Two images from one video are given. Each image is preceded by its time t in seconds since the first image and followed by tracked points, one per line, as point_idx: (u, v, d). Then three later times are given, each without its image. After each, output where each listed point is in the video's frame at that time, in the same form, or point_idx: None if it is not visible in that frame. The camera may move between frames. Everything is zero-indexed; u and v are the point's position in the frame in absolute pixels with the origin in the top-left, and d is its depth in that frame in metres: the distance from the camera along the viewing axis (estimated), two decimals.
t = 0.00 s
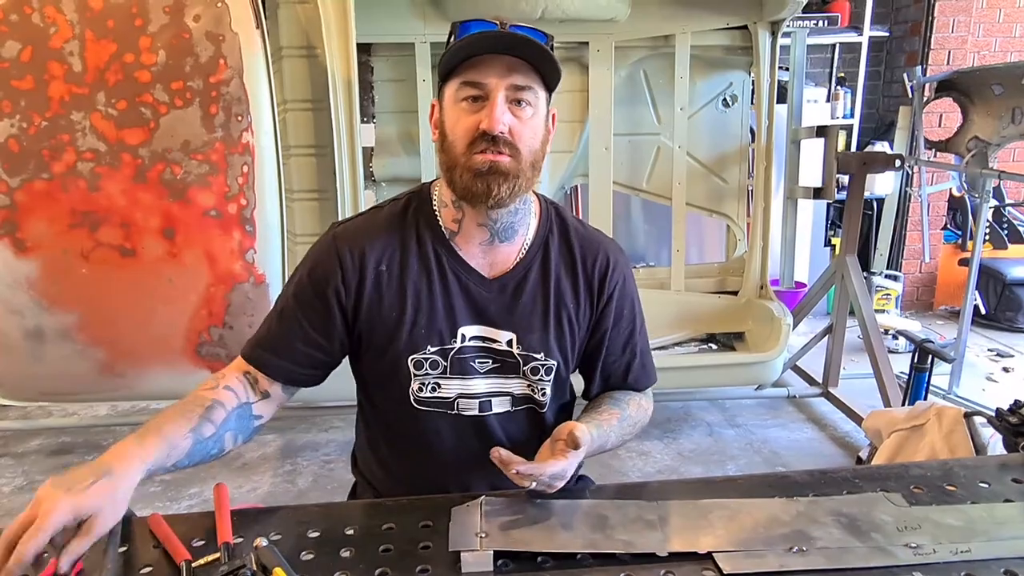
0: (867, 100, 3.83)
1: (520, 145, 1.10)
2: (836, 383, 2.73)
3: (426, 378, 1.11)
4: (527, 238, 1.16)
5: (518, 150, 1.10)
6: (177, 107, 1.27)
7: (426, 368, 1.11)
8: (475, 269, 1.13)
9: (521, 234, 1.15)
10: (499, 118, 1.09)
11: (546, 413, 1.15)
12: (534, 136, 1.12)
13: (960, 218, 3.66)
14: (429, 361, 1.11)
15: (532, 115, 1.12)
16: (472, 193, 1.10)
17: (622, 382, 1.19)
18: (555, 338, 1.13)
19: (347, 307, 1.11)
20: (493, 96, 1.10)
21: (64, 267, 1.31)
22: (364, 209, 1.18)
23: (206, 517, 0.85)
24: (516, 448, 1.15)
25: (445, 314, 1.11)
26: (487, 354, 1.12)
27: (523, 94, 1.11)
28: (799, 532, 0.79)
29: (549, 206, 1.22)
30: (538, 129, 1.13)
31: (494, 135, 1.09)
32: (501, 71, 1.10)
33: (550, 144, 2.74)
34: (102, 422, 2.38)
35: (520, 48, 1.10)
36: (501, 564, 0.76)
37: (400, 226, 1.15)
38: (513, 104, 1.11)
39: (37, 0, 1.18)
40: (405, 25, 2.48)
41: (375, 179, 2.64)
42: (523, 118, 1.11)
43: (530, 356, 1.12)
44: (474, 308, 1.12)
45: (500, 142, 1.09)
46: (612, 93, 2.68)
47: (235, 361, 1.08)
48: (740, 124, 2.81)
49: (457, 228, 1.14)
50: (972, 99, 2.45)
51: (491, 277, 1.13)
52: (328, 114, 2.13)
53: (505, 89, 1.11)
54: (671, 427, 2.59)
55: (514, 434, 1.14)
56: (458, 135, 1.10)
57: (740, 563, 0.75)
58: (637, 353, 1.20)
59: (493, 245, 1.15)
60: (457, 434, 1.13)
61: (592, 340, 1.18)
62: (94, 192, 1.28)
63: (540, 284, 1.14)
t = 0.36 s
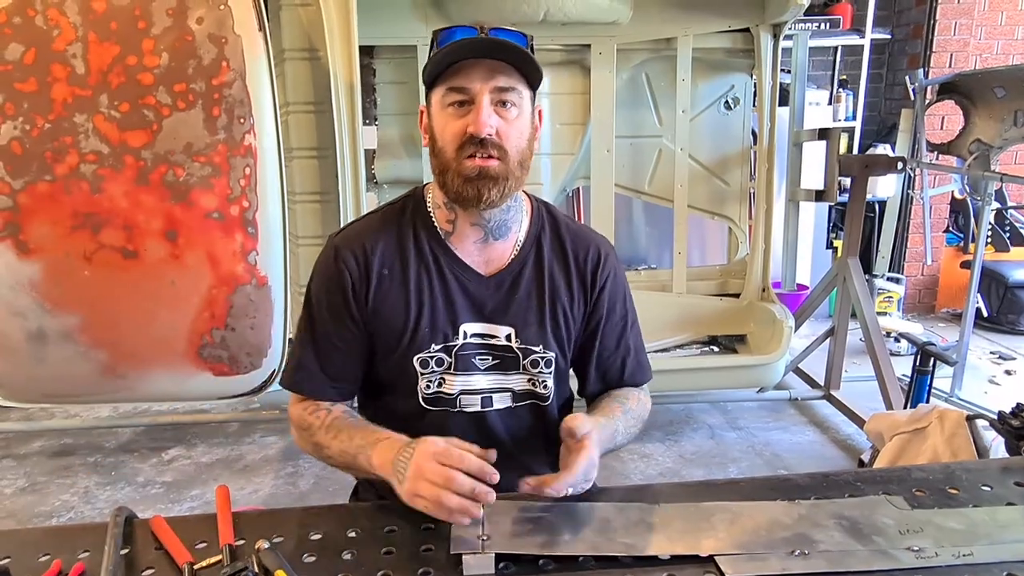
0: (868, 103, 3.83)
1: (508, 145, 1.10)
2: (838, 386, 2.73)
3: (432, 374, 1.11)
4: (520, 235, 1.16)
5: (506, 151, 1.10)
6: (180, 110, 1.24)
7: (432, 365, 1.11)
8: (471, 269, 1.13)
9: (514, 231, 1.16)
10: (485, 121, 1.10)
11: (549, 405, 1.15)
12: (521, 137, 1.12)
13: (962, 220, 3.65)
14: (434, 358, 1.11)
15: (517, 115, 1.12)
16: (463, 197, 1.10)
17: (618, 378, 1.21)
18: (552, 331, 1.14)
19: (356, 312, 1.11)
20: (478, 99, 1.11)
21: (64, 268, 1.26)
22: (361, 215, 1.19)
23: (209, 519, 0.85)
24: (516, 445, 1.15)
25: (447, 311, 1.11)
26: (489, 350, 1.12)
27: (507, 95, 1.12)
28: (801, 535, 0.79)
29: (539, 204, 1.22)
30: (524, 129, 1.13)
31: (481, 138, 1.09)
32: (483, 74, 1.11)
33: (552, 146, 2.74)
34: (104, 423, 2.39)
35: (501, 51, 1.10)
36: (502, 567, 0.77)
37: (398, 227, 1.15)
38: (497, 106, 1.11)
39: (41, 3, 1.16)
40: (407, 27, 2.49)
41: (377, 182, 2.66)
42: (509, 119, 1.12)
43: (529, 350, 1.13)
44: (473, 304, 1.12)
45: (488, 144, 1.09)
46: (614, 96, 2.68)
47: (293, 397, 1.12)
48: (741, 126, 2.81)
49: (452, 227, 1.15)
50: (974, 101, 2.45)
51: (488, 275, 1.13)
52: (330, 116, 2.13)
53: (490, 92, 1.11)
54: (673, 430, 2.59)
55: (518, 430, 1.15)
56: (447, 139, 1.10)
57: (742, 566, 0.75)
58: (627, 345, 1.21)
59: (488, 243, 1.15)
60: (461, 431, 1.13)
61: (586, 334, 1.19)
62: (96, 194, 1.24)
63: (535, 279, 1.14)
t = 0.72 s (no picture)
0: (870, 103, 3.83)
1: (507, 139, 1.11)
2: (840, 386, 2.72)
3: (434, 369, 1.11)
4: (520, 229, 1.16)
5: (506, 145, 1.11)
6: (181, 108, 1.23)
7: (434, 360, 1.11)
8: (472, 261, 1.13)
9: (514, 225, 1.16)
10: (484, 117, 1.10)
11: (551, 399, 1.15)
12: (520, 130, 1.13)
13: (963, 220, 3.65)
14: (436, 352, 1.11)
15: (516, 110, 1.13)
16: (465, 192, 1.11)
17: (625, 370, 1.19)
18: (555, 324, 1.14)
19: (358, 306, 1.11)
20: (476, 95, 1.11)
21: (66, 267, 1.26)
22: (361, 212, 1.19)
23: (210, 516, 0.85)
24: (522, 441, 1.15)
25: (449, 304, 1.11)
26: (491, 343, 1.12)
27: (505, 90, 1.12)
28: (803, 534, 0.79)
29: (538, 200, 1.22)
30: (522, 123, 1.14)
31: (481, 133, 1.10)
32: (480, 70, 1.11)
33: (553, 145, 2.74)
34: (105, 422, 2.39)
35: (497, 46, 1.11)
36: (504, 565, 0.76)
37: (399, 222, 1.15)
38: (496, 101, 1.12)
39: (43, 1, 1.16)
40: (408, 27, 2.49)
41: (378, 181, 2.66)
42: (507, 113, 1.12)
43: (532, 343, 1.13)
44: (475, 298, 1.12)
45: (488, 138, 1.10)
46: (615, 95, 2.69)
47: (277, 387, 1.10)
48: (743, 125, 2.81)
49: (454, 222, 1.15)
50: (976, 101, 2.44)
51: (489, 269, 1.13)
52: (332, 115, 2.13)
53: (486, 88, 1.11)
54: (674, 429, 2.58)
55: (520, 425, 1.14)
56: (447, 135, 1.11)
57: (744, 565, 0.75)
58: (632, 340, 1.20)
59: (489, 239, 1.15)
60: (465, 427, 1.12)
61: (587, 328, 1.19)
62: (97, 192, 1.24)
63: (536, 273, 1.15)
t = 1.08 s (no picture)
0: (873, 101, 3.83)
1: (502, 143, 1.11)
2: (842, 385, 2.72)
3: (433, 372, 1.11)
4: (515, 230, 1.16)
5: (500, 149, 1.10)
6: (183, 107, 1.23)
7: (433, 364, 1.11)
8: (468, 264, 1.13)
9: (508, 225, 1.16)
10: (479, 120, 1.10)
11: (552, 399, 1.15)
12: (515, 133, 1.12)
13: (966, 219, 3.65)
14: (435, 356, 1.11)
15: (511, 113, 1.12)
16: (459, 196, 1.11)
17: (624, 369, 1.19)
18: (552, 324, 1.14)
19: (356, 312, 1.10)
20: (470, 98, 1.11)
21: (68, 266, 1.26)
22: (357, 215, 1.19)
23: (212, 514, 0.85)
24: (521, 442, 1.15)
25: (446, 308, 1.11)
26: (489, 346, 1.12)
27: (500, 92, 1.12)
28: (805, 533, 0.78)
29: (535, 199, 1.22)
30: (518, 126, 1.13)
31: (475, 137, 1.09)
32: (475, 73, 1.11)
33: (555, 145, 2.74)
34: (107, 421, 2.39)
35: (492, 48, 1.10)
36: (505, 564, 0.76)
37: (394, 225, 1.14)
38: (491, 104, 1.11)
39: None
40: (410, 25, 2.49)
41: (380, 180, 2.66)
42: (502, 116, 1.12)
43: (530, 344, 1.13)
44: (472, 301, 1.12)
45: (482, 142, 1.10)
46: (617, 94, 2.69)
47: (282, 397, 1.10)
48: (745, 124, 2.81)
49: (449, 224, 1.14)
50: (979, 99, 2.44)
51: (485, 271, 1.13)
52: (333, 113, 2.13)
53: (481, 91, 1.11)
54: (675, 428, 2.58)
55: (521, 426, 1.15)
56: (441, 139, 1.11)
57: (747, 564, 0.74)
58: (632, 337, 1.19)
59: (484, 239, 1.15)
60: (464, 429, 1.13)
61: (586, 328, 1.18)
62: (99, 191, 1.24)
63: (532, 274, 1.14)
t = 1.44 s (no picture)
0: (875, 100, 3.83)
1: (498, 144, 1.11)
2: (845, 385, 2.72)
3: (437, 373, 1.11)
4: (516, 228, 1.16)
5: (497, 151, 1.11)
6: (185, 107, 1.23)
7: (437, 364, 1.11)
8: (470, 264, 1.13)
9: (511, 223, 1.15)
10: (474, 121, 1.10)
11: (557, 398, 1.16)
12: (511, 133, 1.12)
13: (968, 218, 3.64)
14: (439, 357, 1.11)
15: (506, 113, 1.12)
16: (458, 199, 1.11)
17: (627, 366, 1.19)
18: (555, 323, 1.14)
19: (360, 315, 1.10)
20: (464, 99, 1.11)
21: (72, 266, 1.26)
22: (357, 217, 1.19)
23: (216, 514, 0.85)
24: (524, 440, 1.16)
25: (450, 308, 1.11)
26: (492, 347, 1.12)
27: (493, 93, 1.12)
28: (808, 533, 0.78)
29: (535, 196, 1.22)
30: (514, 124, 1.13)
31: (472, 139, 1.09)
32: (468, 74, 1.11)
33: (557, 145, 2.74)
34: (110, 421, 2.39)
35: (485, 48, 1.10)
36: (509, 564, 0.76)
37: (396, 227, 1.14)
38: (485, 104, 1.11)
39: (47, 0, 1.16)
40: (412, 26, 2.49)
41: (382, 180, 2.66)
42: (497, 116, 1.12)
43: (534, 342, 1.13)
44: (475, 300, 1.12)
45: (479, 145, 1.10)
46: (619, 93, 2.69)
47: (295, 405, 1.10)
48: (747, 123, 2.81)
49: (450, 226, 1.14)
50: (981, 98, 2.44)
51: (487, 271, 1.13)
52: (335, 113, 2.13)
53: (475, 91, 1.11)
54: (677, 428, 2.58)
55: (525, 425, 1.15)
56: (438, 141, 1.11)
57: (750, 564, 0.75)
58: (635, 333, 1.19)
59: (487, 239, 1.15)
60: (467, 427, 1.13)
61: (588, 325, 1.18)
62: (102, 191, 1.23)
63: (534, 272, 1.15)
